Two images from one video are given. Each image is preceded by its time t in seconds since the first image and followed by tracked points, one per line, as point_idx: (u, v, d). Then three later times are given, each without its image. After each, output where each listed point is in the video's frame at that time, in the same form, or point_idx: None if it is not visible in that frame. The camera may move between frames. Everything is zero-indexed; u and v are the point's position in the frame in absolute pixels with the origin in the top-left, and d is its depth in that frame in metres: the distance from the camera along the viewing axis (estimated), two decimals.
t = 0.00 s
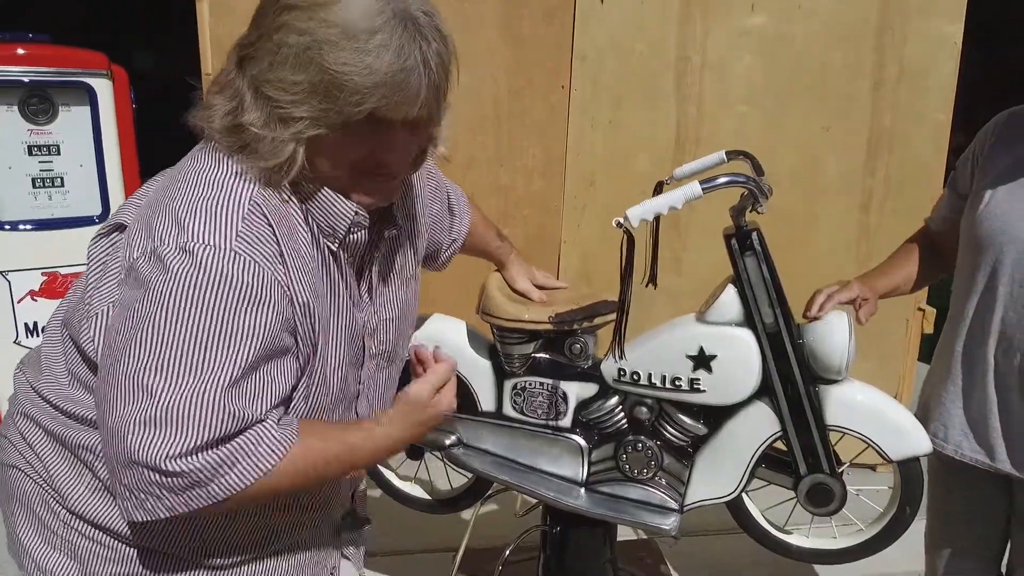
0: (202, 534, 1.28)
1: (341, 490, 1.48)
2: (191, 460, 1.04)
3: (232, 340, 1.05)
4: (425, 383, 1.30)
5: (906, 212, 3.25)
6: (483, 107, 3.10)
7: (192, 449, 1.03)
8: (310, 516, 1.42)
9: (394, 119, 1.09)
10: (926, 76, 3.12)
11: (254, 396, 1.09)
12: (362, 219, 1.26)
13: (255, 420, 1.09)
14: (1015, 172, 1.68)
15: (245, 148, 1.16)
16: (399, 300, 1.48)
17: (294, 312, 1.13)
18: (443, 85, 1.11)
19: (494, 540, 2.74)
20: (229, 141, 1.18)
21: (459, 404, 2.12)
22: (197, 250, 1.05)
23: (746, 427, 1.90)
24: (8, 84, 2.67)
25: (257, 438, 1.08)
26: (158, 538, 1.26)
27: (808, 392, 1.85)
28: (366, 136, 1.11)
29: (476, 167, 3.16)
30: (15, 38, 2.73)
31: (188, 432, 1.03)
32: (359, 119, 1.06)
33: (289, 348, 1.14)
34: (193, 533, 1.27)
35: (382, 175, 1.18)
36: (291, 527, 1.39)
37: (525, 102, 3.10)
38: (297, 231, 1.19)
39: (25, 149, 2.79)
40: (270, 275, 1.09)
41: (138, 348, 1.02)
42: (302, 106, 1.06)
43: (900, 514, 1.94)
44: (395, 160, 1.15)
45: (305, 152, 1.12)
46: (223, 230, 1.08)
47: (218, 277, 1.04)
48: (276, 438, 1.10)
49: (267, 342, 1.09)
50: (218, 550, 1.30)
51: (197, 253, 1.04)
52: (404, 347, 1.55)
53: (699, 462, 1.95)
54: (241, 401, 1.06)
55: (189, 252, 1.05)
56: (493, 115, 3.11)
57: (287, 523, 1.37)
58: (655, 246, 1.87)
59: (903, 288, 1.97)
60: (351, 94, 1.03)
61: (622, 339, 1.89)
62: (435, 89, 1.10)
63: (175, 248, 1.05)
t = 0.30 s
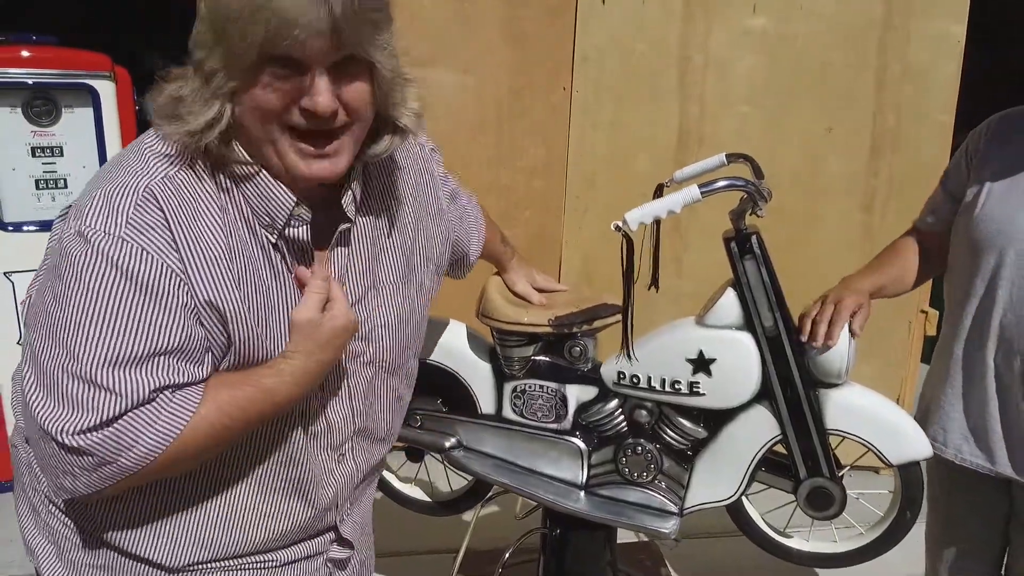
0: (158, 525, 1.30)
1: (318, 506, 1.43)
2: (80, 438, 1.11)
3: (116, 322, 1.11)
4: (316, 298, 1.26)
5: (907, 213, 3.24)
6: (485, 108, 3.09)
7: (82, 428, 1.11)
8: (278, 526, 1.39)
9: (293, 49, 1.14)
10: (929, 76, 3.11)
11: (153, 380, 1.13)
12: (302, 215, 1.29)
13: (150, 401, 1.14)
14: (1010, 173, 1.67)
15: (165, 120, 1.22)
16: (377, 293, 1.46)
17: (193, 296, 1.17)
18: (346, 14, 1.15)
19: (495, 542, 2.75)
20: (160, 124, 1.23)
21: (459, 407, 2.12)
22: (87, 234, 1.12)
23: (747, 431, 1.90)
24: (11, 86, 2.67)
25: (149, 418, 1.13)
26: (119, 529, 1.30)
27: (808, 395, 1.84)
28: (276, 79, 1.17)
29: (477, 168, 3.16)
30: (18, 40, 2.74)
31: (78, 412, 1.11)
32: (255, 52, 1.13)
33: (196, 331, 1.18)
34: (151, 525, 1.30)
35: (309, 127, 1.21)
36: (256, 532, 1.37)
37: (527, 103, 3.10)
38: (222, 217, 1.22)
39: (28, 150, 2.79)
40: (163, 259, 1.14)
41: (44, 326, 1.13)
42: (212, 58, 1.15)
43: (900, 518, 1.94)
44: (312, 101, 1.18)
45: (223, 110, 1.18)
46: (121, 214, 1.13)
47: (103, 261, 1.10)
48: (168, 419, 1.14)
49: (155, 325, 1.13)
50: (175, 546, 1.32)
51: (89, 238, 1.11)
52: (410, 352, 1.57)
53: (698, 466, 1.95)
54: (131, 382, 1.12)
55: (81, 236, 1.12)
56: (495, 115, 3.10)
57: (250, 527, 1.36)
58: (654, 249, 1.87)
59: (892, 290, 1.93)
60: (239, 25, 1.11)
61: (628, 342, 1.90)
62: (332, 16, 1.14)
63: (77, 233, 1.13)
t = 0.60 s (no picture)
0: (149, 525, 1.30)
1: (311, 509, 1.41)
2: (56, 436, 1.11)
3: (89, 316, 1.10)
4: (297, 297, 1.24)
5: (914, 214, 3.22)
6: (489, 108, 3.08)
7: (57, 425, 1.10)
8: (270, 528, 1.38)
9: (267, 53, 1.15)
10: (936, 77, 3.09)
11: (128, 376, 1.12)
12: (284, 213, 1.27)
13: (126, 398, 1.13)
14: (1015, 175, 1.67)
15: (147, 114, 1.24)
16: (372, 291, 1.46)
17: (170, 292, 1.16)
18: (321, 19, 1.15)
19: (502, 544, 2.74)
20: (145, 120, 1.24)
21: (465, 409, 2.12)
22: (65, 229, 1.13)
23: (753, 434, 1.89)
24: (17, 87, 2.67)
25: (125, 416, 1.12)
26: (112, 529, 1.30)
27: (815, 398, 1.84)
28: (253, 80, 1.18)
29: (481, 169, 3.15)
30: (24, 42, 2.73)
31: (53, 408, 1.10)
32: (230, 55, 1.14)
33: (174, 329, 1.17)
34: (143, 525, 1.30)
35: (287, 128, 1.22)
36: (249, 533, 1.36)
37: (532, 104, 3.09)
38: (201, 215, 1.21)
39: (34, 151, 2.79)
40: (138, 254, 1.14)
41: (24, 322, 1.13)
42: (191, 55, 1.18)
43: (910, 522, 1.95)
44: (289, 103, 1.19)
45: (203, 106, 1.20)
46: (98, 210, 1.14)
47: (77, 256, 1.11)
48: (144, 417, 1.13)
49: (130, 320, 1.12)
50: (166, 547, 1.31)
51: (66, 233, 1.12)
52: (405, 356, 1.56)
53: (704, 470, 1.95)
54: (106, 377, 1.11)
55: (60, 231, 1.13)
56: (499, 116, 3.09)
57: (243, 528, 1.36)
58: (661, 252, 1.86)
59: (902, 294, 1.92)
60: (213, 31, 1.12)
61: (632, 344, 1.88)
62: (307, 22, 1.14)
63: (56, 230, 1.14)
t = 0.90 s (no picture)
0: (171, 543, 1.30)
1: (329, 522, 1.42)
2: (87, 458, 1.10)
3: (119, 337, 1.11)
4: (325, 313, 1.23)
5: (926, 222, 3.20)
6: (500, 115, 3.08)
7: (88, 448, 1.10)
8: (289, 543, 1.39)
9: (293, 75, 1.15)
10: (948, 84, 3.07)
11: (159, 396, 1.13)
12: (306, 230, 1.28)
13: (156, 419, 1.13)
14: None
15: (168, 132, 1.24)
16: (387, 306, 1.46)
17: (198, 311, 1.16)
18: (347, 42, 1.15)
19: (513, 551, 2.74)
20: (167, 138, 1.25)
21: (475, 420, 2.12)
22: (93, 250, 1.13)
23: (766, 448, 1.89)
24: (30, 95, 2.66)
25: (156, 436, 1.12)
26: (135, 548, 1.30)
27: (828, 413, 1.83)
28: (277, 100, 1.18)
29: (492, 176, 3.15)
30: (37, 49, 2.72)
31: (84, 430, 1.10)
32: (255, 76, 1.14)
33: (202, 348, 1.18)
34: (165, 543, 1.30)
35: (309, 146, 1.23)
36: (268, 549, 1.37)
37: (543, 111, 3.08)
38: (226, 233, 1.22)
39: (47, 158, 2.79)
40: (167, 275, 1.14)
41: (51, 345, 1.13)
42: (214, 74, 1.18)
43: (922, 538, 1.94)
44: (312, 123, 1.20)
45: (226, 125, 1.20)
46: (125, 231, 1.14)
47: (106, 277, 1.11)
48: (175, 437, 1.13)
49: (160, 341, 1.13)
50: (188, 564, 1.31)
51: (95, 254, 1.12)
52: (419, 369, 1.57)
53: (716, 483, 1.94)
54: (136, 398, 1.11)
55: (87, 253, 1.13)
56: (510, 123, 3.09)
57: (262, 544, 1.36)
58: (673, 265, 1.86)
59: (915, 307, 1.93)
60: (239, 52, 1.12)
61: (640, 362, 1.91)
62: (333, 44, 1.14)
63: (82, 251, 1.14)
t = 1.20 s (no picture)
0: (193, 561, 1.29)
1: (344, 530, 1.42)
2: (119, 472, 1.09)
3: (147, 349, 1.10)
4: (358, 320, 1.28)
5: (939, 228, 3.17)
6: (509, 119, 3.07)
7: (118, 462, 1.08)
8: (307, 555, 1.39)
9: (317, 88, 1.15)
10: (962, 89, 3.04)
11: (189, 407, 1.12)
12: (325, 238, 1.28)
13: (188, 428, 1.12)
14: None
15: (186, 144, 1.24)
16: (400, 311, 1.45)
17: (225, 319, 1.16)
18: (371, 54, 1.15)
19: (521, 557, 2.73)
20: (185, 148, 1.24)
21: (484, 427, 2.11)
22: (118, 262, 1.11)
23: (777, 458, 1.88)
24: (41, 98, 2.66)
25: (190, 445, 1.11)
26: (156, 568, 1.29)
27: (840, 423, 1.82)
28: (299, 113, 1.18)
29: (501, 179, 3.14)
30: (49, 52, 2.72)
31: (114, 445, 1.08)
32: (278, 90, 1.13)
33: (230, 356, 1.17)
34: (187, 563, 1.29)
35: (331, 158, 1.23)
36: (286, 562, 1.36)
37: (552, 115, 3.08)
38: (248, 243, 1.22)
39: (58, 161, 2.78)
40: (193, 284, 1.13)
41: (76, 359, 1.11)
42: (235, 86, 1.17)
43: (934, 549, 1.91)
44: (334, 135, 1.20)
45: (245, 138, 1.20)
46: (149, 241, 1.13)
47: (134, 287, 1.09)
48: (206, 447, 1.12)
49: (191, 351, 1.12)
50: None
51: (120, 266, 1.11)
52: (432, 375, 1.57)
53: (726, 493, 1.93)
54: (170, 409, 1.10)
55: (112, 265, 1.12)
56: (519, 126, 3.08)
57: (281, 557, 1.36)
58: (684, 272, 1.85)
59: (929, 318, 1.91)
60: (262, 66, 1.11)
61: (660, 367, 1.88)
62: (358, 56, 1.14)
63: (106, 263, 1.13)
